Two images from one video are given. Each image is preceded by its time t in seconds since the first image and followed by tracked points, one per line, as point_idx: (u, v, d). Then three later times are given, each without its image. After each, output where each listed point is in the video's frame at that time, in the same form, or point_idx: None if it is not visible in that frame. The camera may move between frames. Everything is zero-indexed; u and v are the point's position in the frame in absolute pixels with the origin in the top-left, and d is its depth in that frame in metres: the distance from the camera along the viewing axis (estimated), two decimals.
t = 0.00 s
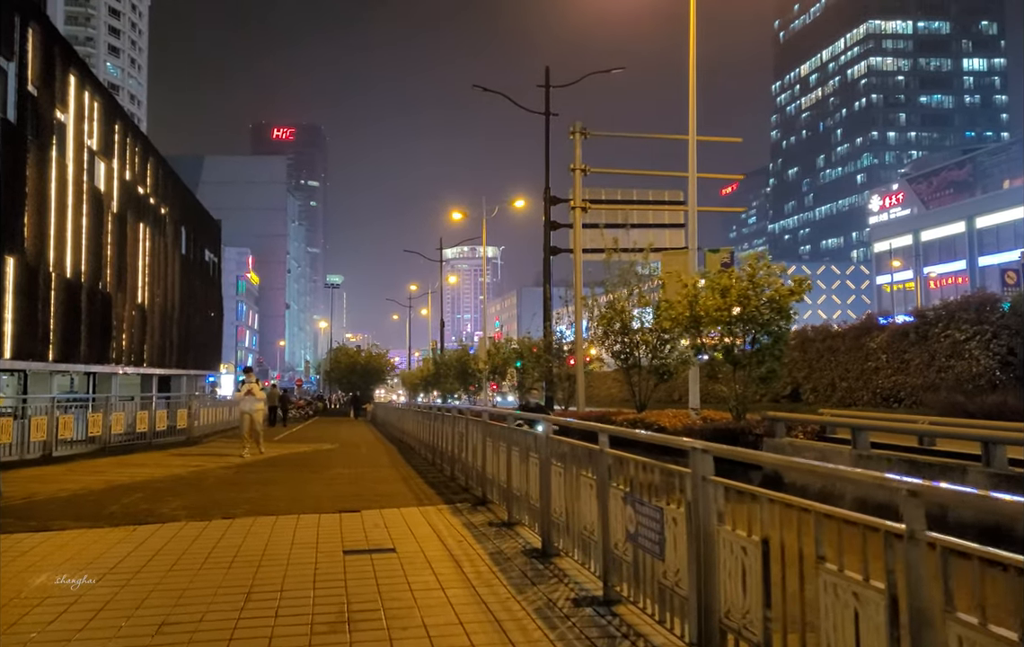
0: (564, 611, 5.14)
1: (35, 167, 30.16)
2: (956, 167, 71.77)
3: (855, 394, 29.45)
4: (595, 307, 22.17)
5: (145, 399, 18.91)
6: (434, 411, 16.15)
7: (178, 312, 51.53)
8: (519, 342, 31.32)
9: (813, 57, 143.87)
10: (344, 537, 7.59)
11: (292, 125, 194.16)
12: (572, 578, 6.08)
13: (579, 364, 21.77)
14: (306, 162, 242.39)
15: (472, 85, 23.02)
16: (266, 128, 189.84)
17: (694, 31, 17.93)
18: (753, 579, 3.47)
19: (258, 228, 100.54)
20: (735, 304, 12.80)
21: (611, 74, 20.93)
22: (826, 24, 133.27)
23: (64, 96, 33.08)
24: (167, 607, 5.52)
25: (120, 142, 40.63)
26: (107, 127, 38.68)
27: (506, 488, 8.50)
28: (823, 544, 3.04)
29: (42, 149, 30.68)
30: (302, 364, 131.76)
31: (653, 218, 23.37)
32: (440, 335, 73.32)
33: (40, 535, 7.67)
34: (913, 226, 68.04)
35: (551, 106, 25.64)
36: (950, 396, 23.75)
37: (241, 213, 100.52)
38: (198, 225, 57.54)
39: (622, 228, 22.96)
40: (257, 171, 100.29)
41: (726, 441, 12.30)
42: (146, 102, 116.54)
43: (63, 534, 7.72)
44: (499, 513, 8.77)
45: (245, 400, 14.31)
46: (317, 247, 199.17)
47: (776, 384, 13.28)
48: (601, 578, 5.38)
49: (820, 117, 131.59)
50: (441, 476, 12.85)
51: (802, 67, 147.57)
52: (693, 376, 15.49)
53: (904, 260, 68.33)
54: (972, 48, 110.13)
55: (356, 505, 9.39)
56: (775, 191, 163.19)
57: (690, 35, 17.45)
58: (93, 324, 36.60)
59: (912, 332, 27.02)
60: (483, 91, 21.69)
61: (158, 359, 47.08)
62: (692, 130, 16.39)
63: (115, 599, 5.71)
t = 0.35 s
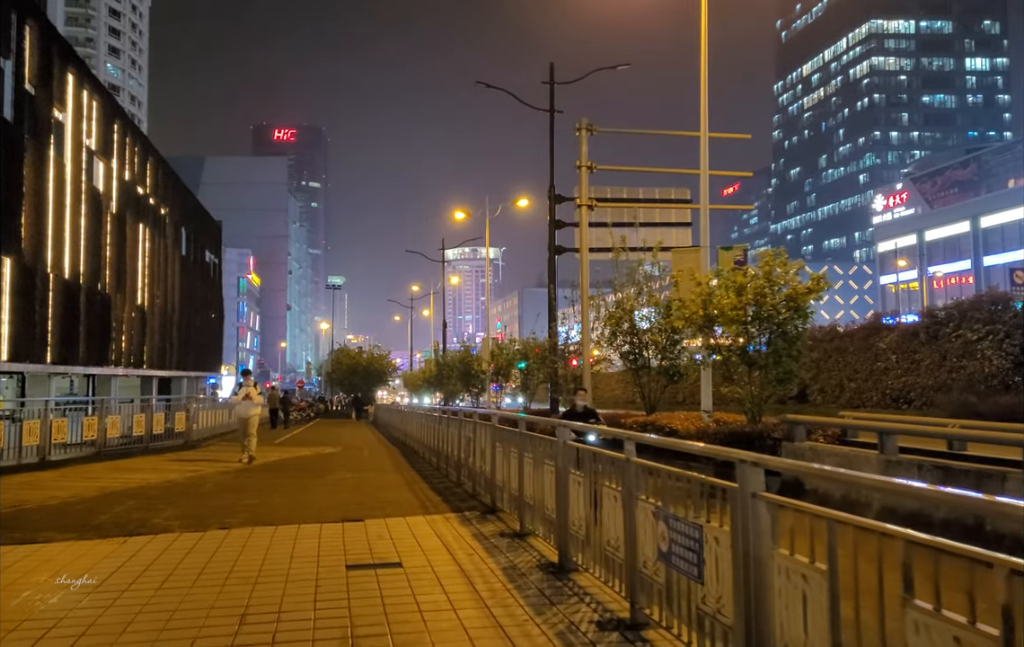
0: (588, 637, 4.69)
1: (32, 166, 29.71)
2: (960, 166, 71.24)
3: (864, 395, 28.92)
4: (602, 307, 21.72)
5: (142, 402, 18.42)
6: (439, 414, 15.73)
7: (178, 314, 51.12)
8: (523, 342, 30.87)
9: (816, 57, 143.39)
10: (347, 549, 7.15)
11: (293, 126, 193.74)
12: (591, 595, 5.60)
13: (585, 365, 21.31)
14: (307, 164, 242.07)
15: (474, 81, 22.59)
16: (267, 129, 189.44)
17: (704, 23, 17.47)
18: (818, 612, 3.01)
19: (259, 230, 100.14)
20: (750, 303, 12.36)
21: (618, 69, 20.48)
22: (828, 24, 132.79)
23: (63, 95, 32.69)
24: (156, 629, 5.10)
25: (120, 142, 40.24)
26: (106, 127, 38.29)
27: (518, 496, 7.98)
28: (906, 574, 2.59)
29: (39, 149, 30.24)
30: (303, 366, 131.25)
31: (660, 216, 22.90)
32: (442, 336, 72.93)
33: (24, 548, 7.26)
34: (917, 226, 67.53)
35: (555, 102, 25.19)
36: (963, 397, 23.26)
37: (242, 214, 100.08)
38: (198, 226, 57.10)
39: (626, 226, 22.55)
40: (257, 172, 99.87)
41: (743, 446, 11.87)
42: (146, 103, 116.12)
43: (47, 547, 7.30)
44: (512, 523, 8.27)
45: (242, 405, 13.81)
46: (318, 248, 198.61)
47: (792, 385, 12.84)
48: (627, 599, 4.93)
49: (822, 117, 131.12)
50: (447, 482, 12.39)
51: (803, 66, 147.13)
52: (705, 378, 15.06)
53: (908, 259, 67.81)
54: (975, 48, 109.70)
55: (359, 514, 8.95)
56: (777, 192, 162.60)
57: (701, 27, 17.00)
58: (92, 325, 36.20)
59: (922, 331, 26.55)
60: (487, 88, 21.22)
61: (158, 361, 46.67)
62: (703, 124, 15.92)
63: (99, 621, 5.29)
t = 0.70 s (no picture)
0: None
1: (28, 165, 29.25)
2: (964, 166, 70.60)
3: (871, 396, 28.44)
4: (607, 306, 21.30)
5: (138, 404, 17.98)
6: (441, 417, 15.32)
7: (177, 315, 50.72)
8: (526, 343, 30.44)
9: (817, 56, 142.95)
10: (346, 561, 6.74)
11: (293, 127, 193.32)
12: (612, 613, 5.13)
13: (589, 365, 20.92)
14: (307, 164, 241.66)
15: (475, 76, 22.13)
16: (267, 130, 189.04)
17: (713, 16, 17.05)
18: None
19: (259, 230, 99.77)
20: (761, 300, 11.91)
21: (623, 64, 20.05)
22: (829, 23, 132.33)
23: (59, 93, 32.26)
24: None
25: (118, 141, 39.82)
26: (104, 125, 37.87)
27: (528, 502, 7.55)
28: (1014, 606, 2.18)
29: (35, 147, 29.78)
30: (304, 366, 130.62)
31: (665, 214, 22.51)
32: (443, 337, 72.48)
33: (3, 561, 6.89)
34: (921, 225, 67.06)
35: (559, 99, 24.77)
36: (973, 398, 22.80)
37: (242, 215, 99.68)
38: (197, 227, 56.64)
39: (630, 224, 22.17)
40: (257, 173, 99.45)
41: (757, 448, 11.46)
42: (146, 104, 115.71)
43: (27, 559, 6.96)
44: (521, 531, 7.84)
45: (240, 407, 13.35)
46: (318, 249, 198.10)
47: (806, 386, 12.32)
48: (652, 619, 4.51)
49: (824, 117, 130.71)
50: (451, 487, 11.95)
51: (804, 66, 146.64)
52: (715, 379, 14.64)
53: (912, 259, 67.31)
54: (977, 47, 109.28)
55: (358, 521, 8.55)
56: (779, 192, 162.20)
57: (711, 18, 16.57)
58: (89, 326, 35.80)
59: (931, 331, 26.09)
60: (490, 84, 20.82)
61: (157, 362, 46.26)
62: (713, 119, 15.49)
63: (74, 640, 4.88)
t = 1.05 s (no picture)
0: None
1: (26, 164, 28.86)
2: (969, 169, 69.89)
3: (879, 400, 28.01)
4: (614, 306, 20.90)
5: (134, 406, 17.55)
6: (446, 420, 14.92)
7: (177, 316, 50.35)
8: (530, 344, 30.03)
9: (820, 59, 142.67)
10: (348, 576, 6.34)
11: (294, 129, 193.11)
12: (637, 636, 4.73)
13: (596, 367, 20.57)
14: (308, 166, 241.45)
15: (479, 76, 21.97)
16: (268, 132, 188.75)
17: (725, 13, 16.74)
18: None
19: (260, 231, 99.44)
20: (775, 302, 11.50)
21: (630, 61, 19.62)
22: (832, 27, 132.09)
23: (59, 92, 31.91)
24: None
25: (118, 141, 39.48)
26: (104, 125, 37.53)
27: (540, 512, 7.16)
28: None
29: (35, 146, 29.42)
30: (304, 368, 130.36)
31: (672, 215, 22.14)
32: (444, 339, 72.04)
33: None
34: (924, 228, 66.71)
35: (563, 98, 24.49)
36: (985, 402, 22.35)
37: (243, 216, 99.35)
38: (198, 228, 56.24)
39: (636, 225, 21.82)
40: (259, 175, 99.15)
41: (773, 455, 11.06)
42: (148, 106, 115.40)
43: (11, 570, 6.62)
44: (533, 542, 7.45)
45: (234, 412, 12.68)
46: (319, 251, 197.80)
47: (824, 391, 11.75)
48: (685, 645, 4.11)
49: (826, 120, 130.38)
50: (456, 492, 11.57)
51: (807, 69, 146.27)
52: (727, 381, 14.24)
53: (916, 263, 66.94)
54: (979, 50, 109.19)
55: (362, 531, 8.15)
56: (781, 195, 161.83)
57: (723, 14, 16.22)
58: (88, 327, 35.42)
59: (941, 334, 25.67)
60: (495, 82, 20.41)
61: (156, 364, 45.87)
62: (725, 116, 15.09)
63: None
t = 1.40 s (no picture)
0: None
1: (25, 165, 28.47)
2: (975, 170, 69.12)
3: (890, 403, 27.50)
4: (622, 309, 20.50)
5: (129, 412, 17.06)
6: (450, 424, 14.52)
7: (178, 319, 49.94)
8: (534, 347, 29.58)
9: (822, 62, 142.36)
10: (353, 600, 5.92)
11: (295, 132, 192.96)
12: None
13: (603, 371, 20.16)
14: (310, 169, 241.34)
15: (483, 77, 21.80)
16: (270, 135, 188.54)
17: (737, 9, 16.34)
18: None
19: (262, 234, 99.13)
20: (791, 304, 11.07)
21: (637, 60, 19.25)
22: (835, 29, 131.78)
23: (59, 93, 31.54)
24: None
25: (119, 142, 39.10)
26: (105, 127, 37.19)
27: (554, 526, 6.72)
28: None
29: (34, 147, 29.02)
30: (305, 371, 130.01)
31: (679, 215, 21.71)
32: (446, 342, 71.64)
33: None
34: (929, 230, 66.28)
35: (567, 97, 24.09)
36: (999, 405, 21.82)
37: (244, 219, 99.03)
38: (199, 230, 55.84)
39: (643, 225, 21.40)
40: (261, 177, 98.81)
41: (795, 464, 10.67)
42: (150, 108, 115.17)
43: None
44: (547, 558, 6.99)
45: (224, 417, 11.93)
46: (321, 254, 197.52)
47: (845, 397, 11.23)
48: None
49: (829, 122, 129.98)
50: (462, 502, 11.13)
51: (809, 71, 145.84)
52: (742, 384, 13.79)
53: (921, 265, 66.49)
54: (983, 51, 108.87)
55: (366, 546, 7.71)
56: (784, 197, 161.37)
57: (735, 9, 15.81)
58: (88, 330, 35.00)
59: (954, 336, 25.11)
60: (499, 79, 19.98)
61: (157, 367, 45.47)
62: (739, 113, 14.63)
63: None
